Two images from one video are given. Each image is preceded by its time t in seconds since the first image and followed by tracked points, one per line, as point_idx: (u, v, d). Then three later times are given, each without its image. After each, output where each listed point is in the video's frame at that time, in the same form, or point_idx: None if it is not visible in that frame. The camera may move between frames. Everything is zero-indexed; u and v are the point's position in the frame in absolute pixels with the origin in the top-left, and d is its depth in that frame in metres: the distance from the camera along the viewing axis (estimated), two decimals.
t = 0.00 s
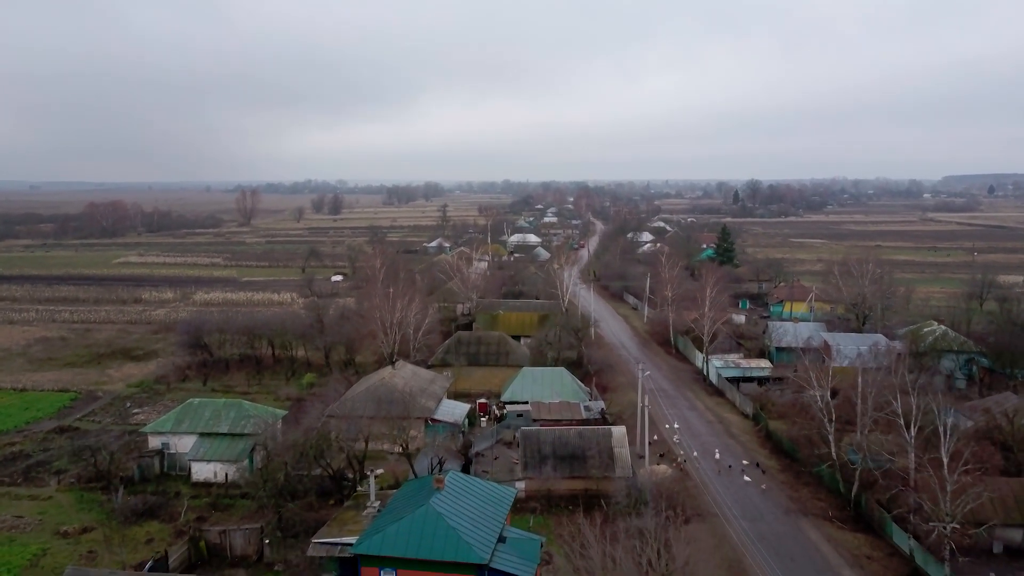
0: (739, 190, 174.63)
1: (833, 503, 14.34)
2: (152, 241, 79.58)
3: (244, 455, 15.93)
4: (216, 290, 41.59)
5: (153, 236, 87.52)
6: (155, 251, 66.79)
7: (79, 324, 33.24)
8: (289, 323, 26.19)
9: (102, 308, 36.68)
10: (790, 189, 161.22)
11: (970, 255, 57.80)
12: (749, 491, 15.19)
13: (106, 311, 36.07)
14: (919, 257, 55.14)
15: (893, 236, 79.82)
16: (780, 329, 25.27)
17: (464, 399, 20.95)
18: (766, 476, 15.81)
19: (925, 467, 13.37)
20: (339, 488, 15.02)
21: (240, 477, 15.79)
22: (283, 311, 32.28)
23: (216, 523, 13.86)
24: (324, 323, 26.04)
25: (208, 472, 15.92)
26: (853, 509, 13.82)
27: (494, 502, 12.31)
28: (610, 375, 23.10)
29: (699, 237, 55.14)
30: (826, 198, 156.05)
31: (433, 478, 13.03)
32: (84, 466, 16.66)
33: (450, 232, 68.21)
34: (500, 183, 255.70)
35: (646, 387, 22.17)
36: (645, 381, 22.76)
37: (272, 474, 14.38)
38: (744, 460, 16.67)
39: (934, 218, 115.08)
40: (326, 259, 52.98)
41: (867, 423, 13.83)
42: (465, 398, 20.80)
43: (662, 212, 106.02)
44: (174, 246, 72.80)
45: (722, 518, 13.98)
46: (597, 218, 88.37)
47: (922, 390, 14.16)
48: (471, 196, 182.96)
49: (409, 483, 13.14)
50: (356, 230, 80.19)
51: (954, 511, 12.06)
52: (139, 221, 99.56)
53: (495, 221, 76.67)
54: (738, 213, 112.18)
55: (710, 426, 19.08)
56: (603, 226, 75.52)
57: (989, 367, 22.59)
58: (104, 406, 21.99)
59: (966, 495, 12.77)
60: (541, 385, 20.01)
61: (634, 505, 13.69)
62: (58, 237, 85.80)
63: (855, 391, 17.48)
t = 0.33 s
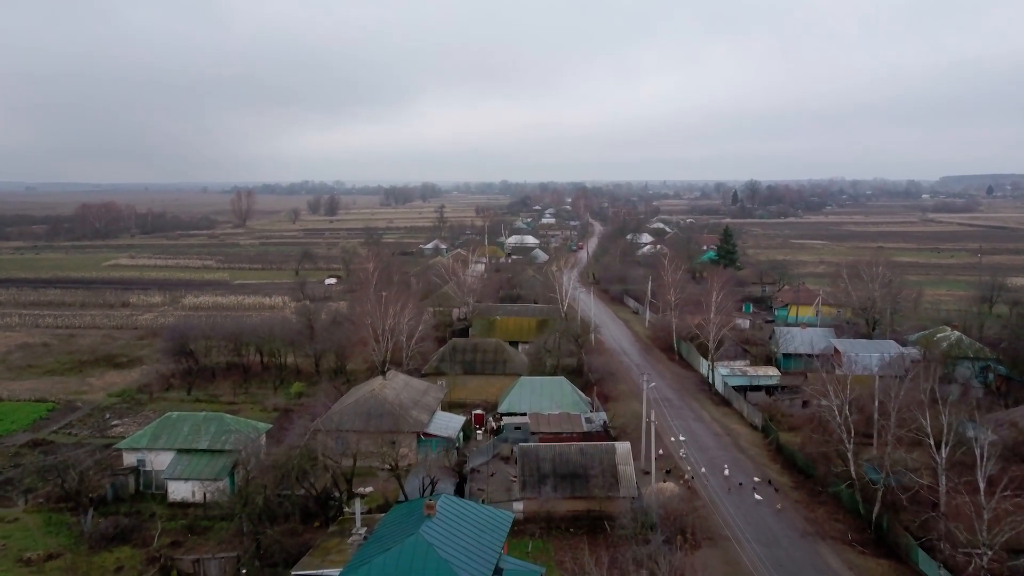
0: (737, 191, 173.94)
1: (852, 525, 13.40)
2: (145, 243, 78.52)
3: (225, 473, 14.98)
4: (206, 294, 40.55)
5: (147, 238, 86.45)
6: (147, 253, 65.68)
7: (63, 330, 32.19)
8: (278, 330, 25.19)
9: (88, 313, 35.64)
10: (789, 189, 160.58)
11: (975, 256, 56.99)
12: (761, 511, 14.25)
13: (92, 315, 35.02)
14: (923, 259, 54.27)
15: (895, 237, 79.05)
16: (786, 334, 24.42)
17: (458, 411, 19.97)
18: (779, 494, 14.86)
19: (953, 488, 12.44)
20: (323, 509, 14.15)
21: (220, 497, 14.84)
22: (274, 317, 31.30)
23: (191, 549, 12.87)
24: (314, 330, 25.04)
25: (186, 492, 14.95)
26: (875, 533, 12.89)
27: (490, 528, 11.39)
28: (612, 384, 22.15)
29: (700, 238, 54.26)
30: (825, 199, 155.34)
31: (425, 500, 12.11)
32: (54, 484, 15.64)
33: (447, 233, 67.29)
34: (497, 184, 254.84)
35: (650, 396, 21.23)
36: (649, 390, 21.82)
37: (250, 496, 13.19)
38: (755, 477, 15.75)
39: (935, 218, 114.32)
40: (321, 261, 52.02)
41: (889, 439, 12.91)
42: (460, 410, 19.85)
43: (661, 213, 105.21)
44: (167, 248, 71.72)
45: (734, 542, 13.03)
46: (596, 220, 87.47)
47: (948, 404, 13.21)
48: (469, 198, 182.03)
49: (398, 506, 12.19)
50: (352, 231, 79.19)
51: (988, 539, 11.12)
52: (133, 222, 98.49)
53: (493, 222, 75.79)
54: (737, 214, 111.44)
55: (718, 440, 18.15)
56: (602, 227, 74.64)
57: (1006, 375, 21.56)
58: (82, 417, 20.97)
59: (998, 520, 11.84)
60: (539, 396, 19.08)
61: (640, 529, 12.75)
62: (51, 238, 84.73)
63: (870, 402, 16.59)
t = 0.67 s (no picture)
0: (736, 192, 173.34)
1: (876, 550, 12.44)
2: (138, 244, 77.49)
3: (201, 493, 13.98)
4: (196, 297, 39.52)
5: (141, 240, 85.45)
6: (139, 254, 64.65)
7: (46, 335, 31.13)
8: (267, 336, 24.20)
9: (73, 317, 34.56)
10: (788, 190, 159.93)
11: (978, 257, 56.24)
12: (775, 533, 13.31)
13: (77, 320, 33.97)
14: (927, 260, 53.48)
15: (896, 238, 78.25)
16: (793, 340, 23.61)
17: (452, 423, 19.03)
18: (794, 515, 13.92)
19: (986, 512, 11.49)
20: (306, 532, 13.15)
21: (196, 518, 13.85)
22: (264, 322, 30.34)
23: None
24: (303, 336, 24.05)
25: (159, 513, 13.95)
26: (900, 560, 11.96)
27: (484, 558, 10.47)
28: (613, 392, 21.21)
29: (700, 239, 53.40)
30: (824, 199, 154.67)
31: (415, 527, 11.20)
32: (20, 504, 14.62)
33: (444, 234, 66.37)
34: (495, 185, 254.34)
35: (653, 406, 20.28)
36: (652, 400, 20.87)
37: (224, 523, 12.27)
38: (767, 496, 14.79)
39: (936, 218, 113.81)
40: (314, 263, 51.02)
41: (916, 457, 11.93)
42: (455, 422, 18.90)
43: (660, 214, 104.39)
44: (159, 250, 70.58)
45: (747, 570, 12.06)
46: (595, 220, 86.61)
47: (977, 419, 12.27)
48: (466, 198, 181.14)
49: (385, 533, 11.25)
50: (348, 232, 78.20)
51: None
52: (127, 223, 97.31)
53: (490, 223, 74.87)
54: (736, 214, 110.69)
55: (726, 453, 17.20)
56: (601, 227, 73.85)
57: None
58: (58, 429, 19.92)
59: None
60: (538, 407, 18.13)
61: (646, 556, 11.80)
62: (42, 239, 83.63)
63: (888, 415, 15.68)
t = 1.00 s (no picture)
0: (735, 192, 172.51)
1: None
2: (131, 245, 76.40)
3: (176, 515, 13.02)
4: (185, 300, 38.47)
5: (134, 240, 84.39)
6: (130, 255, 63.62)
7: (28, 341, 30.07)
8: (253, 343, 23.19)
9: (56, 322, 33.50)
10: (787, 190, 159.19)
11: (983, 258, 55.39)
12: (792, 558, 12.36)
13: (60, 324, 32.91)
14: (931, 261, 52.58)
15: (898, 239, 77.39)
16: (802, 346, 22.73)
17: (446, 436, 18.07)
18: (812, 539, 12.97)
19: None
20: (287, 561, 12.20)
21: (171, 542, 12.89)
22: (253, 327, 29.36)
23: None
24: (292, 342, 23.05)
25: (130, 537, 12.96)
26: None
27: None
28: (615, 402, 20.25)
29: (701, 240, 52.48)
30: (823, 199, 154.06)
31: (403, 558, 10.25)
32: None
33: (441, 235, 65.39)
34: (492, 185, 253.47)
35: (657, 417, 19.32)
36: (656, 410, 19.92)
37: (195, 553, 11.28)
38: (781, 517, 13.85)
39: (937, 219, 113.08)
40: (308, 265, 49.99)
41: (946, 479, 10.97)
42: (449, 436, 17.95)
43: (659, 214, 103.49)
44: (151, 251, 69.44)
45: None
46: (593, 220, 85.67)
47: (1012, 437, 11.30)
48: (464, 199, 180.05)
49: (370, 565, 10.30)
50: (343, 233, 77.09)
51: None
52: (120, 223, 96.11)
53: (488, 224, 73.86)
54: (735, 214, 109.79)
55: (735, 469, 16.27)
56: (599, 228, 72.87)
57: None
58: (31, 442, 18.89)
59: None
60: (536, 419, 17.19)
61: None
62: (33, 240, 82.43)
63: (909, 431, 14.75)
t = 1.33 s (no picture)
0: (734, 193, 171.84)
1: None
2: (123, 247, 75.33)
3: (142, 544, 11.98)
4: (174, 304, 37.46)
5: (127, 242, 83.29)
6: (122, 258, 62.52)
7: (8, 347, 29.03)
8: (238, 351, 22.19)
9: (38, 327, 32.45)
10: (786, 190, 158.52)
11: (987, 259, 54.63)
12: None
13: (43, 330, 31.89)
14: (936, 262, 51.71)
15: (900, 239, 76.65)
16: (812, 351, 21.84)
17: (439, 451, 17.12)
18: (831, 566, 12.01)
19: None
20: None
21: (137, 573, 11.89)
22: (241, 333, 28.38)
23: None
24: (278, 350, 22.04)
25: (94, 567, 11.97)
26: None
27: None
28: (617, 414, 19.30)
29: (701, 241, 51.59)
30: (822, 199, 152.06)
31: None
32: None
33: (437, 236, 64.43)
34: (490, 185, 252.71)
35: (661, 430, 18.36)
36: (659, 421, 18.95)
37: None
38: (797, 542, 12.88)
39: (937, 220, 112.52)
40: (301, 267, 48.99)
41: (983, 507, 10.02)
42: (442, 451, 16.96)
43: (658, 215, 102.65)
44: (144, 253, 68.38)
45: None
46: (592, 221, 84.83)
47: None
48: (462, 199, 179.11)
49: None
50: (339, 234, 76.05)
51: None
52: (114, 224, 95.06)
53: (485, 225, 72.95)
54: (735, 215, 109.02)
55: (745, 486, 15.32)
56: (598, 229, 71.97)
57: None
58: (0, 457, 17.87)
59: None
60: (534, 433, 16.24)
61: None
62: (25, 242, 81.32)
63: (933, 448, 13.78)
